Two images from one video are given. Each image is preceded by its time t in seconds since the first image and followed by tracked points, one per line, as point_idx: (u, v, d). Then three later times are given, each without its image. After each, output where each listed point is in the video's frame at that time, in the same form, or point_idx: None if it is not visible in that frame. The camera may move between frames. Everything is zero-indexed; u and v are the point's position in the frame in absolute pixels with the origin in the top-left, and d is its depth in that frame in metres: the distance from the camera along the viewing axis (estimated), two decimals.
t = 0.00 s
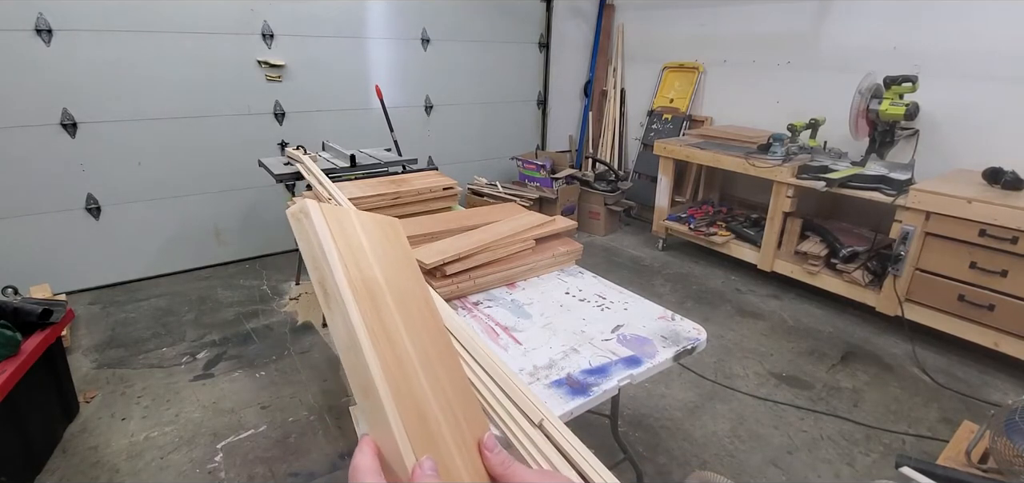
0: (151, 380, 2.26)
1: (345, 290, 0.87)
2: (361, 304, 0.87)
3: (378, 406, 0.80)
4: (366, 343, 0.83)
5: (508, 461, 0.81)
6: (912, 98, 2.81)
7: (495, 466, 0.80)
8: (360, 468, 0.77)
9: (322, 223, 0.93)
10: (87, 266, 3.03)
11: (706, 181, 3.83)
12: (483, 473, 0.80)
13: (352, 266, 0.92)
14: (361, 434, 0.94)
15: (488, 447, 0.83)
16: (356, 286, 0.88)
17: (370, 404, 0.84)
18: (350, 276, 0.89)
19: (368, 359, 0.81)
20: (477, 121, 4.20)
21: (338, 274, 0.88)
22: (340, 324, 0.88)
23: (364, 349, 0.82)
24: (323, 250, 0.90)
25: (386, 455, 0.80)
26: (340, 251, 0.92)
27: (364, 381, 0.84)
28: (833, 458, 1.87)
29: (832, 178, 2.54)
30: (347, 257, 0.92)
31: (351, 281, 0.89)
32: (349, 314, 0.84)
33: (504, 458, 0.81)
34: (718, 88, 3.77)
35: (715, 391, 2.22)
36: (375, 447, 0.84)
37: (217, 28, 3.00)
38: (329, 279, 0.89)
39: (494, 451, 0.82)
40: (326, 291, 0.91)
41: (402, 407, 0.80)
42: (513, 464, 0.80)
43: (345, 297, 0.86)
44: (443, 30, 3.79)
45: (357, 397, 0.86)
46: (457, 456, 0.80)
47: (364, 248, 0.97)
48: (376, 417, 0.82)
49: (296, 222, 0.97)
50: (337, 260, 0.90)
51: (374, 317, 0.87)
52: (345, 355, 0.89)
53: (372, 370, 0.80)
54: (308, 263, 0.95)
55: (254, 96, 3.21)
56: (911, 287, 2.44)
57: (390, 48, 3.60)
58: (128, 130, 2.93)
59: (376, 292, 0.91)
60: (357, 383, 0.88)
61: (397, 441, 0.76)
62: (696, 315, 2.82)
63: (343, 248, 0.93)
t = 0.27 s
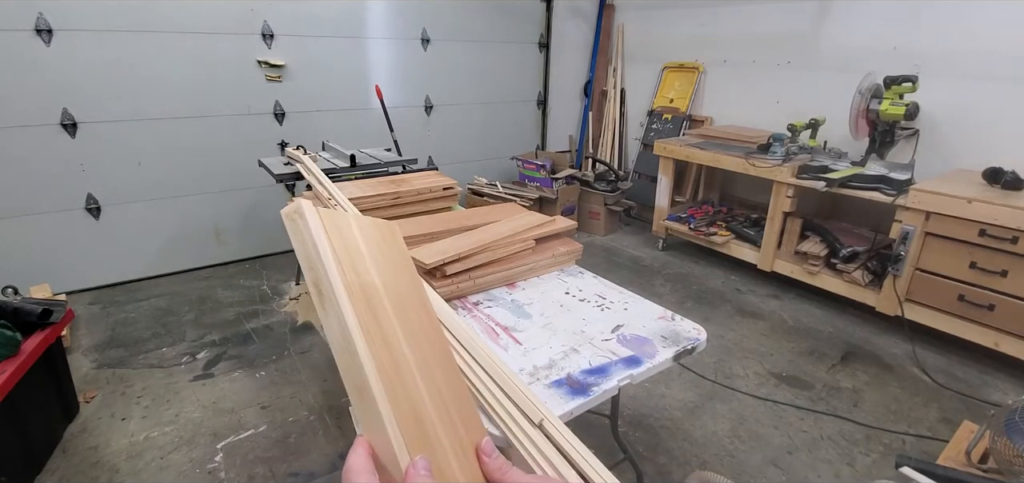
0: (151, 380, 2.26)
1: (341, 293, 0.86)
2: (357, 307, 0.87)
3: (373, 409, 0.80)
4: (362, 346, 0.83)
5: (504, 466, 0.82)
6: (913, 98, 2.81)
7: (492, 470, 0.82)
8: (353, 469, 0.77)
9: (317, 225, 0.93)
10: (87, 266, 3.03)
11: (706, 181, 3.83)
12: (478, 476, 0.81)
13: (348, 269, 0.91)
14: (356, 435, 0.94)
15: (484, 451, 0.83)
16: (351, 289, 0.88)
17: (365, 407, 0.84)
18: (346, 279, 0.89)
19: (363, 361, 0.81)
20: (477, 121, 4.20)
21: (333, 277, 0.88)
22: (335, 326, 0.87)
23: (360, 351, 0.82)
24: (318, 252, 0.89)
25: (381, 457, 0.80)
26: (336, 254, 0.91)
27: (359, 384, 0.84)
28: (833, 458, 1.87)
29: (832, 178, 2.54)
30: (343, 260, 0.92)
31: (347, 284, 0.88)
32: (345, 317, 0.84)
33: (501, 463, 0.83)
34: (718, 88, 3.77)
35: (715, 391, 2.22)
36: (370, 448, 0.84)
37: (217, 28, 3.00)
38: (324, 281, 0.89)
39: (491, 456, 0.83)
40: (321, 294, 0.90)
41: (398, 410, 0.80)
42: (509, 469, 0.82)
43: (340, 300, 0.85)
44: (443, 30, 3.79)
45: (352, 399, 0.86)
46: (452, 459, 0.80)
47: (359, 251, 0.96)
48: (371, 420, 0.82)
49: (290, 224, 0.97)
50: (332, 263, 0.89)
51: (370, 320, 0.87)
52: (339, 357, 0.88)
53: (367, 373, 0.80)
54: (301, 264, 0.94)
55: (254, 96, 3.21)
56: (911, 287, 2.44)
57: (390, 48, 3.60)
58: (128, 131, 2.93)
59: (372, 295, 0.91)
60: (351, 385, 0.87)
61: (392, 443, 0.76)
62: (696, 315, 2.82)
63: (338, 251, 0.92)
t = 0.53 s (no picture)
0: (151, 380, 2.26)
1: (343, 292, 0.87)
2: (359, 307, 0.87)
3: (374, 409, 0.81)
4: (363, 346, 0.83)
5: (504, 466, 0.82)
6: (913, 98, 2.81)
7: (491, 470, 0.82)
8: (355, 468, 0.77)
9: (320, 224, 0.93)
10: (87, 266, 3.03)
11: (706, 181, 3.83)
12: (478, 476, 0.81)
13: (351, 268, 0.92)
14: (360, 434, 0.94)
15: (484, 451, 0.83)
16: (354, 287, 0.88)
17: (366, 406, 0.84)
18: (348, 279, 0.89)
19: (364, 361, 0.82)
20: (477, 121, 4.20)
21: (336, 277, 0.88)
22: (337, 326, 0.88)
23: (361, 352, 0.82)
24: (320, 252, 0.90)
25: (382, 457, 0.80)
26: (338, 254, 0.91)
27: (361, 383, 0.84)
28: (833, 458, 1.87)
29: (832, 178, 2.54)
30: (346, 260, 0.92)
31: (349, 284, 0.89)
32: (346, 318, 0.84)
33: (501, 462, 0.83)
34: (718, 88, 3.77)
35: (715, 391, 2.22)
36: (371, 448, 0.84)
37: (217, 28, 3.00)
38: (327, 281, 0.89)
39: (491, 455, 0.83)
40: (324, 292, 0.91)
41: (399, 411, 0.80)
42: (509, 469, 0.82)
43: (342, 300, 0.86)
44: (443, 30, 3.78)
45: (354, 398, 0.87)
46: (452, 460, 0.80)
47: (362, 250, 0.97)
48: (372, 419, 0.82)
49: (294, 223, 0.97)
50: (334, 262, 0.90)
51: (372, 320, 0.87)
52: (342, 356, 0.89)
53: (368, 372, 0.81)
54: (304, 263, 0.95)
55: (254, 96, 3.21)
56: (911, 287, 2.44)
57: (390, 48, 3.60)
58: (128, 131, 2.93)
59: (374, 295, 0.91)
60: (352, 384, 0.88)
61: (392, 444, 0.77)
62: (696, 315, 2.82)
63: (341, 249, 0.93)
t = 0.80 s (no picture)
0: (151, 380, 2.26)
1: (353, 291, 0.88)
2: (369, 306, 0.87)
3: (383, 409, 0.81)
4: (373, 345, 0.84)
5: (510, 466, 0.81)
6: (913, 98, 2.81)
7: (497, 470, 0.81)
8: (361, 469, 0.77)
9: (331, 224, 0.94)
10: (87, 266, 3.03)
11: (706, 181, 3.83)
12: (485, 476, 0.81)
13: (361, 268, 0.92)
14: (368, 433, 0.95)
15: (490, 451, 0.83)
16: (363, 287, 0.89)
17: (375, 406, 0.84)
18: (359, 278, 0.90)
19: (374, 360, 0.82)
20: (478, 121, 4.20)
21: (347, 276, 0.89)
22: (347, 326, 0.88)
23: (371, 351, 0.83)
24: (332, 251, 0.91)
25: (390, 457, 0.81)
26: (349, 253, 0.92)
27: (369, 381, 0.85)
28: (833, 458, 1.87)
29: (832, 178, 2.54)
30: (357, 260, 0.92)
31: (359, 283, 0.89)
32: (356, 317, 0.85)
33: (507, 463, 0.82)
34: (718, 88, 3.77)
35: (715, 391, 2.22)
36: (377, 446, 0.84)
37: (217, 28, 3.00)
38: (338, 280, 0.90)
39: (497, 456, 0.82)
40: (335, 291, 0.91)
41: (407, 411, 0.80)
42: (515, 469, 0.81)
43: (353, 300, 0.87)
44: (443, 29, 3.78)
45: (363, 396, 0.87)
46: (459, 461, 0.80)
47: (373, 249, 0.97)
48: (380, 417, 0.83)
49: (306, 223, 0.98)
50: (345, 262, 0.90)
51: (381, 319, 0.88)
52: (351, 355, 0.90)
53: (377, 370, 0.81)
54: (316, 263, 0.96)
55: (254, 97, 3.21)
56: (911, 287, 2.44)
57: (390, 48, 3.60)
58: (128, 131, 2.93)
59: (384, 295, 0.92)
60: (360, 382, 0.88)
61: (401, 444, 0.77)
62: (696, 315, 2.82)
63: (351, 249, 0.94)
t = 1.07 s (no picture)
0: (151, 380, 2.26)
1: (358, 294, 0.88)
2: (373, 308, 0.88)
3: (385, 410, 0.81)
4: (376, 347, 0.84)
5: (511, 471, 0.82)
6: (913, 98, 2.81)
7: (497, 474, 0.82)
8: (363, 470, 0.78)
9: (337, 229, 0.95)
10: (87, 266, 3.03)
11: (706, 181, 3.83)
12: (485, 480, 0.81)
13: (366, 271, 0.93)
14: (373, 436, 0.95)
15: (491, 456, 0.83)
16: (368, 290, 0.89)
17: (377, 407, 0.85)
18: (363, 281, 0.90)
19: (377, 361, 0.83)
20: (478, 121, 4.20)
21: (352, 279, 0.90)
22: (352, 328, 0.89)
23: (375, 354, 0.83)
24: (338, 255, 0.92)
25: (393, 458, 0.81)
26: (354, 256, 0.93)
27: (372, 383, 0.85)
28: (833, 458, 1.87)
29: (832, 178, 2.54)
30: (361, 263, 0.93)
31: (364, 286, 0.90)
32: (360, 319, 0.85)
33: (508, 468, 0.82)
34: (718, 88, 3.77)
35: (715, 392, 2.22)
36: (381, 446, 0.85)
37: (216, 28, 3.00)
38: (343, 283, 0.90)
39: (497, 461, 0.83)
40: (340, 294, 0.92)
41: (409, 412, 0.81)
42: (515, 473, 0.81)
43: (357, 302, 0.87)
44: (443, 29, 3.78)
45: (367, 399, 0.88)
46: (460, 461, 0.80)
47: (378, 253, 0.97)
48: (383, 419, 0.83)
49: (314, 228, 1.00)
50: (350, 265, 0.91)
51: (385, 321, 0.88)
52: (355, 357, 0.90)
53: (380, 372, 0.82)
54: (323, 266, 0.97)
55: (254, 97, 3.21)
56: (911, 287, 2.44)
57: (390, 48, 3.60)
58: (128, 131, 2.93)
59: (388, 297, 0.92)
60: (364, 384, 0.89)
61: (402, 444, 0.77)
62: (696, 315, 2.82)
63: (356, 252, 0.94)
